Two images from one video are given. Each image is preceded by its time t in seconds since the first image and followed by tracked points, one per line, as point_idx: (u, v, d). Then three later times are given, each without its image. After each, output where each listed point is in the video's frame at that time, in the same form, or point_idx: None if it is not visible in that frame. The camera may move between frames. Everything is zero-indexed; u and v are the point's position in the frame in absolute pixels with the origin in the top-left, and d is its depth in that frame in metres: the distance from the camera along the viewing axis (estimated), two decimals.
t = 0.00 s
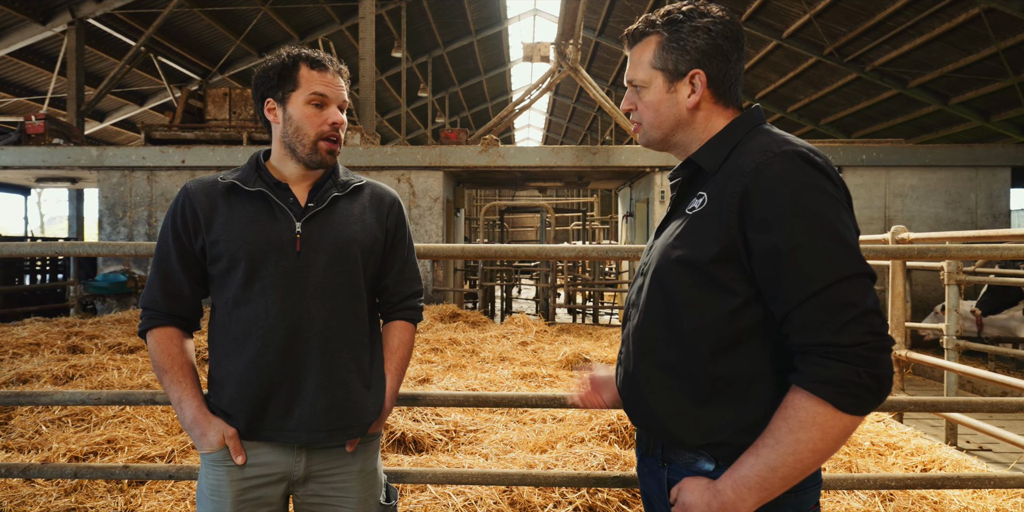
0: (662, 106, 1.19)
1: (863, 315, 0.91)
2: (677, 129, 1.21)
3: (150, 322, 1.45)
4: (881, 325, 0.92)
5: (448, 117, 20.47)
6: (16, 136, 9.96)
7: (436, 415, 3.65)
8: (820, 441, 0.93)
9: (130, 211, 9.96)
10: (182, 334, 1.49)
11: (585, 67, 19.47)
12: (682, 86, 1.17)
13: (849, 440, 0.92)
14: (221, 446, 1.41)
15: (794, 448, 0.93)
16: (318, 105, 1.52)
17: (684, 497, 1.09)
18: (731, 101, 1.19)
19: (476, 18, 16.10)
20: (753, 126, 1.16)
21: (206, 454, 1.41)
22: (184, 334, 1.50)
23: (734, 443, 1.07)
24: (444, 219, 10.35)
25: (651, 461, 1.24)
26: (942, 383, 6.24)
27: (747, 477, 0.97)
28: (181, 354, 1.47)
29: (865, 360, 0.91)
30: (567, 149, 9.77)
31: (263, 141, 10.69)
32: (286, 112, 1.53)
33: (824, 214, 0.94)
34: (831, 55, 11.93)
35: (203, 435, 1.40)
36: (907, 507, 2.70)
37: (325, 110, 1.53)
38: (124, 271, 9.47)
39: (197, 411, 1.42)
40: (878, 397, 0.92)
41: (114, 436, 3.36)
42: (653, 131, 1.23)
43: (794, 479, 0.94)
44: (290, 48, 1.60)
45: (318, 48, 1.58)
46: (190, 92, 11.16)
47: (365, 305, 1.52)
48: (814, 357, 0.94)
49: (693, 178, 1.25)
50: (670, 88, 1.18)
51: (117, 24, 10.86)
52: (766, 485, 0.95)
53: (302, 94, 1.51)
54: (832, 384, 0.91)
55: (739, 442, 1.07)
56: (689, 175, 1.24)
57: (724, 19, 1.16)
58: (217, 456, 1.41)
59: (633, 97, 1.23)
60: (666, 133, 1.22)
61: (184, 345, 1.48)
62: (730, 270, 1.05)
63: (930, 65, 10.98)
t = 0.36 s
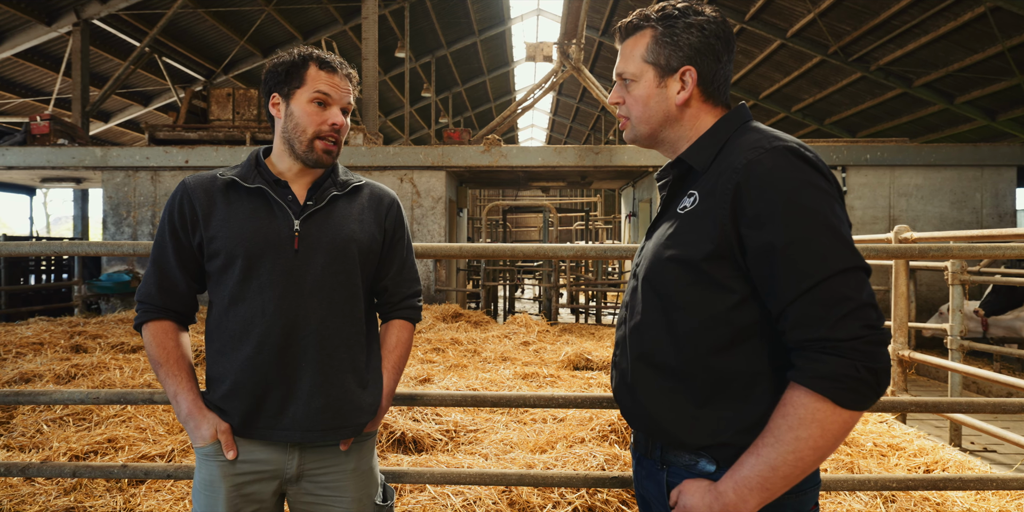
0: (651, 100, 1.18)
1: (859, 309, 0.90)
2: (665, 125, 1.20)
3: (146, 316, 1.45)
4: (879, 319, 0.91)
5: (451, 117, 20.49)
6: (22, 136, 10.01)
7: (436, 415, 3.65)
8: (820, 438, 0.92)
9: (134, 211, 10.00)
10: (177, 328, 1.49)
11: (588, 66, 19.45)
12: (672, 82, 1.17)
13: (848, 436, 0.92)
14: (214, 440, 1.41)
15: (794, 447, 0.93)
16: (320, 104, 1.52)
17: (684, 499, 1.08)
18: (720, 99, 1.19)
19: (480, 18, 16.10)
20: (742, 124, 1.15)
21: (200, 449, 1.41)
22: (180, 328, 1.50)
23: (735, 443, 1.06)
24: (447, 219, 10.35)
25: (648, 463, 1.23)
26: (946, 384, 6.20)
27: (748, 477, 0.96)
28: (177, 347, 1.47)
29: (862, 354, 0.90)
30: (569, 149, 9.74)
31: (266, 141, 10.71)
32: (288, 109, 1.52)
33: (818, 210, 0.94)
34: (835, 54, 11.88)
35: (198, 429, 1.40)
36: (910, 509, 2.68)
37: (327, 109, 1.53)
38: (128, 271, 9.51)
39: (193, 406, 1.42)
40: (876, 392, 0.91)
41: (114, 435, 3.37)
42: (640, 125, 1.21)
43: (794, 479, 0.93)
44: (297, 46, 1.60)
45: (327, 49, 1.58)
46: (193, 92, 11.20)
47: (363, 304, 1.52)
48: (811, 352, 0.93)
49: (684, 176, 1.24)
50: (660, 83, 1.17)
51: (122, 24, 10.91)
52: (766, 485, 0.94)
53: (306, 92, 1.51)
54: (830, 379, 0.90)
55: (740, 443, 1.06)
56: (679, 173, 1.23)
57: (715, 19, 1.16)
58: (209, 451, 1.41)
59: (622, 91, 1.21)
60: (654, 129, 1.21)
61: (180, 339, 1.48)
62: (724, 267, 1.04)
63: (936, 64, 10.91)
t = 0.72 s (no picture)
0: (652, 97, 1.17)
1: (838, 311, 0.89)
2: (664, 123, 1.19)
3: (143, 311, 1.46)
4: (858, 322, 0.90)
5: (454, 117, 20.50)
6: (25, 137, 10.03)
7: (436, 415, 3.65)
8: (796, 441, 0.91)
9: (137, 211, 10.02)
10: (175, 324, 1.49)
11: (591, 66, 19.44)
12: (673, 79, 1.16)
13: (827, 439, 0.91)
14: (205, 436, 1.41)
15: (770, 448, 0.92)
16: (327, 106, 1.52)
17: (668, 498, 1.08)
18: (719, 98, 1.18)
19: (482, 18, 16.10)
20: (738, 124, 1.14)
21: (192, 444, 1.41)
22: (178, 324, 1.50)
23: (719, 443, 1.06)
24: (448, 218, 10.34)
25: (640, 462, 1.22)
26: (949, 385, 6.17)
27: (726, 478, 0.95)
28: (174, 342, 1.47)
29: (837, 357, 0.89)
30: (571, 149, 9.72)
31: (268, 141, 10.72)
32: (294, 109, 1.52)
33: (806, 212, 0.93)
34: (839, 53, 11.84)
35: (191, 424, 1.41)
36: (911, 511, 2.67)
37: (334, 111, 1.53)
38: (131, 271, 9.52)
39: (189, 400, 1.42)
40: (853, 395, 0.90)
41: (114, 435, 3.38)
42: (640, 122, 1.21)
43: (773, 480, 0.92)
44: (304, 46, 1.60)
45: (333, 50, 1.58)
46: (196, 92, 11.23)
47: (360, 307, 1.52)
48: (786, 354, 0.92)
49: (679, 176, 1.23)
50: (661, 80, 1.16)
51: (125, 25, 10.94)
52: (743, 486, 0.94)
53: (312, 93, 1.51)
54: (805, 381, 0.90)
55: (723, 444, 1.06)
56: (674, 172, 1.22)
57: (716, 18, 1.16)
58: (200, 448, 1.41)
59: (622, 89, 1.21)
60: (653, 126, 1.20)
61: (178, 334, 1.48)
62: (711, 267, 1.03)
63: (939, 63, 10.87)
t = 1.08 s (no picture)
0: (653, 97, 1.17)
1: (843, 311, 0.89)
2: (665, 123, 1.19)
3: (144, 312, 1.46)
4: (864, 321, 0.89)
5: (456, 117, 20.52)
6: (28, 137, 10.05)
7: (436, 415, 3.64)
8: (803, 439, 0.90)
9: (139, 211, 10.03)
10: (176, 325, 1.49)
11: (592, 66, 19.43)
12: (675, 79, 1.16)
13: (834, 438, 0.90)
14: (204, 437, 1.40)
15: (776, 448, 0.91)
16: (326, 106, 1.51)
17: (672, 500, 1.07)
18: (720, 97, 1.18)
19: (484, 18, 16.09)
20: (739, 123, 1.14)
21: (191, 445, 1.40)
22: (178, 324, 1.50)
23: (724, 443, 1.05)
24: (450, 218, 10.34)
25: (642, 465, 1.22)
26: (953, 385, 6.15)
27: (732, 478, 0.94)
28: (174, 343, 1.47)
29: (844, 356, 0.89)
30: (572, 148, 9.71)
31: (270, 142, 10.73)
32: (292, 109, 1.52)
33: (814, 209, 0.92)
34: (841, 53, 11.80)
35: (190, 424, 1.40)
36: None
37: (333, 112, 1.53)
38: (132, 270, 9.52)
39: (187, 401, 1.42)
40: (859, 395, 0.89)
41: (115, 435, 3.38)
42: (641, 122, 1.20)
43: (779, 480, 0.92)
44: (301, 44, 1.59)
45: (331, 48, 1.57)
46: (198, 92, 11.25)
47: (361, 307, 1.51)
48: (794, 353, 0.92)
49: (679, 176, 1.23)
50: (663, 80, 1.16)
51: (127, 25, 10.97)
52: (749, 487, 0.93)
53: (311, 94, 1.50)
54: (810, 381, 0.89)
55: (729, 443, 1.05)
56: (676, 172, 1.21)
57: (718, 18, 1.15)
58: (199, 449, 1.41)
59: (623, 89, 1.20)
60: (654, 126, 1.20)
61: (178, 335, 1.48)
62: (718, 266, 1.02)
63: (942, 63, 10.84)
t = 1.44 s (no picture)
0: (662, 98, 1.17)
1: (867, 310, 0.89)
2: (674, 125, 1.19)
3: (144, 316, 1.47)
4: (886, 321, 0.90)
5: (459, 117, 20.54)
6: (34, 138, 10.12)
7: (439, 415, 3.64)
8: (827, 439, 0.91)
9: (144, 211, 10.09)
10: (176, 328, 1.50)
11: (596, 66, 19.42)
12: (684, 80, 1.16)
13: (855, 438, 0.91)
14: (210, 441, 1.41)
15: (800, 448, 0.92)
16: (327, 105, 1.52)
17: (685, 502, 1.07)
18: (729, 97, 1.18)
19: (488, 18, 16.10)
20: (748, 124, 1.15)
21: (195, 451, 1.41)
22: (179, 328, 1.51)
23: (739, 443, 1.05)
24: (453, 218, 10.35)
25: (649, 466, 1.22)
26: (958, 386, 6.13)
27: (752, 478, 0.95)
28: (175, 347, 1.48)
29: (869, 355, 0.89)
30: (576, 148, 9.70)
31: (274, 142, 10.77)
32: (293, 108, 1.53)
33: (833, 208, 0.93)
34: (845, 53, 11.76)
35: (194, 430, 1.41)
36: None
37: (335, 110, 1.53)
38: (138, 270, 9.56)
39: (190, 405, 1.43)
40: (883, 394, 0.90)
41: (120, 434, 3.40)
42: (650, 124, 1.21)
43: (800, 480, 0.92)
44: (301, 41, 1.59)
45: (332, 45, 1.58)
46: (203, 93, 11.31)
47: (365, 307, 1.52)
48: (817, 352, 0.92)
49: (689, 175, 1.23)
50: (671, 81, 1.16)
51: (133, 26, 11.03)
52: (769, 487, 0.93)
53: (312, 92, 1.51)
54: (836, 380, 0.89)
55: (744, 443, 1.05)
56: (686, 171, 1.22)
57: (725, 18, 1.16)
58: (205, 452, 1.42)
59: (631, 90, 1.21)
60: (663, 128, 1.20)
61: (178, 339, 1.49)
62: (734, 265, 1.03)
63: (947, 62, 10.80)
